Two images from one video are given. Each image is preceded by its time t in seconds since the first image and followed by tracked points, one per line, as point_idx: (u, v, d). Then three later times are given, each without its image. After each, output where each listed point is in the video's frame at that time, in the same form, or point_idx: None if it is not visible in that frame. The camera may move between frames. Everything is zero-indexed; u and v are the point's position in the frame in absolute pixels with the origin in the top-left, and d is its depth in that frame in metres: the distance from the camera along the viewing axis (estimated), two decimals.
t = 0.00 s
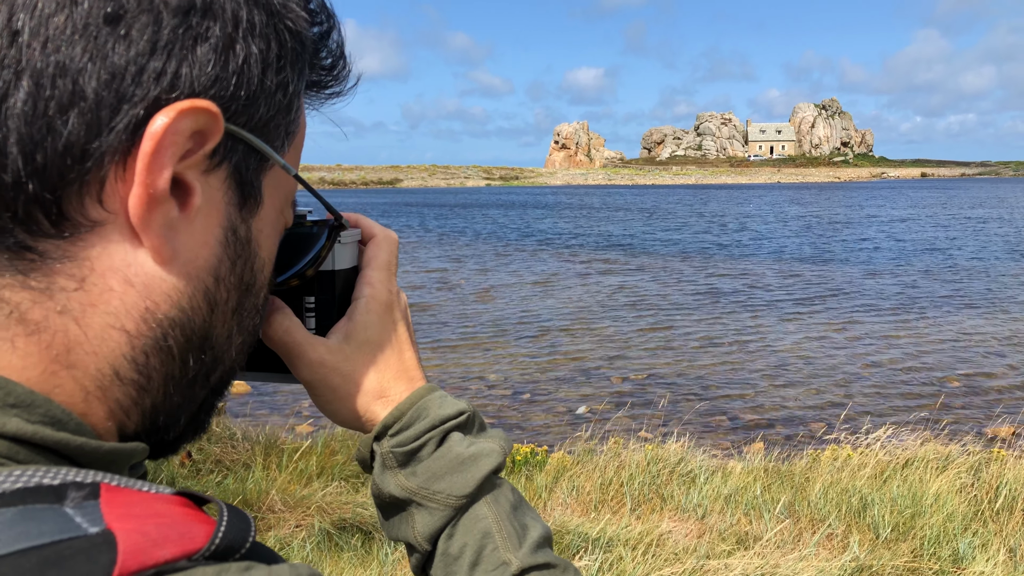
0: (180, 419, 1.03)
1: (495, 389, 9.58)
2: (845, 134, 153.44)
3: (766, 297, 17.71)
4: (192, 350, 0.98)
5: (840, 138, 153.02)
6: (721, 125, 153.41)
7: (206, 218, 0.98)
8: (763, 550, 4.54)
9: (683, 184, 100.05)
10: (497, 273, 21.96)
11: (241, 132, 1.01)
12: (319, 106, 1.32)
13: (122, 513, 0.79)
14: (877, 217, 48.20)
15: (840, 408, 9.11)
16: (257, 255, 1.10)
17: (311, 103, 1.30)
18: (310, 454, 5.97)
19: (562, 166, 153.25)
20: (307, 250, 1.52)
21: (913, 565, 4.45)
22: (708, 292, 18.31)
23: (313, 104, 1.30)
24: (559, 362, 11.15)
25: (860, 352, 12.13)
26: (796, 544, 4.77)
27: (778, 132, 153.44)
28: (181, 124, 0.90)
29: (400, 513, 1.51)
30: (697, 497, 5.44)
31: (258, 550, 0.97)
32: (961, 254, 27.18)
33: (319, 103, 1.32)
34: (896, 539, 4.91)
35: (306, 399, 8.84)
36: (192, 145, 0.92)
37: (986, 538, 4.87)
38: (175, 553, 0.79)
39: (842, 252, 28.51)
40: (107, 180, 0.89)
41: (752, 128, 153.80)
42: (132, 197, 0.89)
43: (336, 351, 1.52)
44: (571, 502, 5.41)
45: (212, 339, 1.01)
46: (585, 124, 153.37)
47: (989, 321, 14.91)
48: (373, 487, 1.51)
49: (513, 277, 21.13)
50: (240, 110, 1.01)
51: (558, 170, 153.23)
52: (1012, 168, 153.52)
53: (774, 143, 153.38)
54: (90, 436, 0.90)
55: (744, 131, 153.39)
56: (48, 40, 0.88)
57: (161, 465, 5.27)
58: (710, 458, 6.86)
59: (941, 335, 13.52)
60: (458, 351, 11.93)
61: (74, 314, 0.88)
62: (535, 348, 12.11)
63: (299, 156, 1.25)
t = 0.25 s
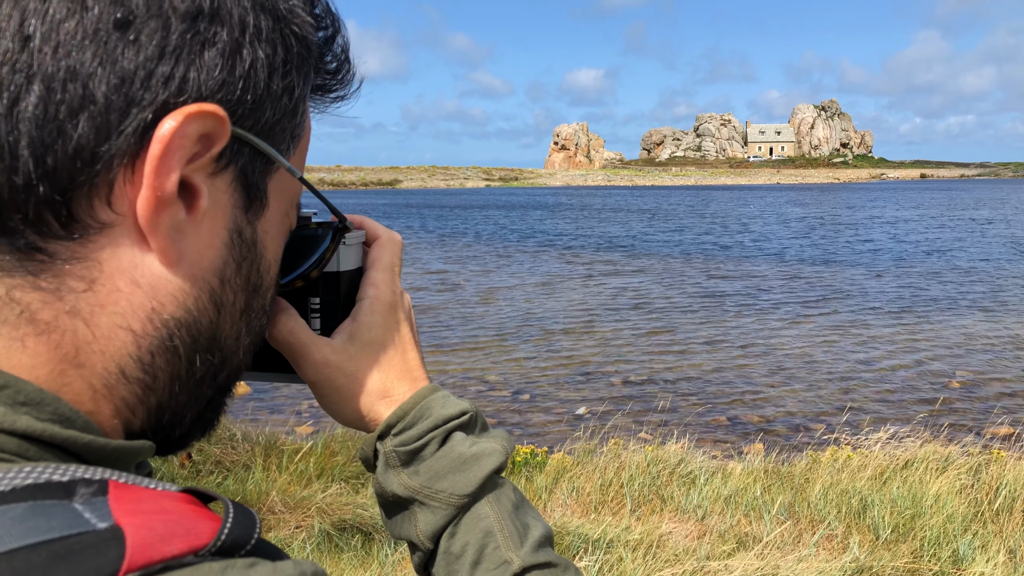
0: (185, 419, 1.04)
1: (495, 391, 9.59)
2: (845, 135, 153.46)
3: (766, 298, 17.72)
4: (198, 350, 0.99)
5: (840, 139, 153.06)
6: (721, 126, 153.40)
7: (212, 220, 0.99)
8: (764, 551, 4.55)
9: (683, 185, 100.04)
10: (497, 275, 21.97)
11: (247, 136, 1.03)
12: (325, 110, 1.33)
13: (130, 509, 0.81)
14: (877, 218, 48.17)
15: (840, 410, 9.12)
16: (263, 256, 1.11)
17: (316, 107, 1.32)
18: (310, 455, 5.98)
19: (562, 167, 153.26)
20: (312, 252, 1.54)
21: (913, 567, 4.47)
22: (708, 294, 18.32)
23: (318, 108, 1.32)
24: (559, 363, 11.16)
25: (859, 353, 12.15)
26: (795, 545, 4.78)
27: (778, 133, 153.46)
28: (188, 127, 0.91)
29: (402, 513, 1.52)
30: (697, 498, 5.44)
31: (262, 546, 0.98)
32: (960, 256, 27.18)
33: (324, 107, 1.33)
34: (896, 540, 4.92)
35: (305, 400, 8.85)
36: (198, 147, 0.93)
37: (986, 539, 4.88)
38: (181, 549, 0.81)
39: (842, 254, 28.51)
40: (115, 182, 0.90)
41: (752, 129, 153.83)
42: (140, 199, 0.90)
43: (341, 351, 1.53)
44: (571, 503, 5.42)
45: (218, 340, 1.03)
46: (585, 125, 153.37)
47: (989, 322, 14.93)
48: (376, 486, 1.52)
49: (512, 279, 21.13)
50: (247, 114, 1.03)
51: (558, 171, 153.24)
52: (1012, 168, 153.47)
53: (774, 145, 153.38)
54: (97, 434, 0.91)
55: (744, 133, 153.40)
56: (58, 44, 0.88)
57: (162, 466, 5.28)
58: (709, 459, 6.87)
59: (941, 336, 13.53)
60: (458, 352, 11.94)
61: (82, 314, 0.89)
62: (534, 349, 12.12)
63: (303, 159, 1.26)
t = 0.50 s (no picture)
0: (186, 417, 1.05)
1: (495, 392, 9.59)
2: (845, 137, 153.49)
3: (766, 299, 17.74)
4: (199, 350, 1.00)
5: (840, 140, 153.09)
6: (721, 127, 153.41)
7: (213, 222, 1.00)
8: (763, 552, 4.56)
9: (683, 186, 100.03)
10: (497, 276, 21.97)
11: (248, 139, 1.04)
12: (325, 113, 1.34)
13: (132, 506, 0.82)
14: (877, 219, 48.14)
15: (840, 411, 9.13)
16: (264, 258, 1.13)
17: (317, 110, 1.33)
18: (310, 457, 5.99)
19: (562, 168, 153.29)
20: (312, 253, 1.55)
21: (913, 568, 4.48)
22: (708, 295, 18.33)
23: (319, 111, 1.33)
24: (558, 364, 11.16)
25: (858, 354, 12.16)
26: (794, 546, 4.78)
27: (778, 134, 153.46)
28: (190, 130, 0.92)
29: (401, 511, 1.53)
30: (697, 499, 5.45)
31: (261, 544, 0.99)
32: (960, 257, 27.18)
33: (325, 111, 1.34)
34: (895, 541, 4.93)
35: (305, 402, 8.85)
36: (200, 150, 0.95)
37: (986, 541, 4.90)
38: (182, 545, 0.82)
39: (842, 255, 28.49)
40: (118, 184, 0.92)
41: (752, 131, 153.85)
42: (143, 200, 0.91)
43: (341, 351, 1.55)
44: (571, 504, 5.43)
45: (219, 340, 1.04)
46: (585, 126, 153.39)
47: (988, 323, 14.93)
48: (376, 485, 1.54)
49: (513, 280, 21.15)
50: (248, 117, 1.04)
51: (558, 172, 153.26)
52: (1012, 170, 153.43)
53: (773, 146, 153.38)
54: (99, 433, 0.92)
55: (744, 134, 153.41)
56: (63, 47, 0.90)
57: (162, 466, 5.29)
58: (709, 460, 6.88)
59: (941, 338, 13.54)
60: (458, 353, 11.95)
61: (84, 314, 0.90)
62: (534, 350, 12.13)
63: (304, 163, 1.27)
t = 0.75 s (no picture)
0: (182, 416, 1.05)
1: (495, 393, 9.60)
2: (845, 138, 153.50)
3: (765, 300, 17.74)
4: (195, 349, 1.00)
5: (839, 141, 153.10)
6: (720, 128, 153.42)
7: (209, 221, 1.01)
8: (762, 553, 4.57)
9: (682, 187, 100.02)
10: (497, 277, 21.97)
11: (244, 138, 1.04)
12: (321, 114, 1.35)
13: (127, 505, 0.82)
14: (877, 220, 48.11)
15: (839, 411, 9.13)
16: (260, 257, 1.13)
17: (313, 111, 1.33)
18: (309, 458, 5.99)
19: (562, 169, 153.30)
20: (309, 254, 1.55)
21: (912, 568, 4.49)
22: (708, 296, 18.32)
23: (314, 112, 1.33)
24: (558, 365, 11.17)
25: (858, 355, 12.16)
26: (792, 547, 4.78)
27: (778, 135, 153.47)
28: (185, 129, 0.92)
29: (398, 510, 1.54)
30: (696, 500, 5.45)
31: (256, 543, 0.99)
32: (960, 258, 27.17)
33: (320, 111, 1.35)
34: (894, 542, 4.93)
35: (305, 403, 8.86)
36: (196, 149, 0.95)
37: (986, 541, 4.91)
38: (177, 544, 0.82)
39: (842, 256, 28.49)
40: (113, 183, 0.92)
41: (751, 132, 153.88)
42: (138, 199, 0.92)
43: (338, 350, 1.55)
44: (570, 505, 5.43)
45: (215, 339, 1.04)
46: (585, 128, 153.39)
47: (988, 324, 14.93)
48: (372, 484, 1.54)
49: (512, 281, 21.15)
50: (244, 118, 1.05)
51: (558, 173, 153.24)
52: (1011, 171, 153.39)
53: (773, 147, 153.37)
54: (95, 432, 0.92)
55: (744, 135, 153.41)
56: (59, 48, 0.90)
57: (162, 467, 5.29)
58: (709, 461, 6.88)
59: (940, 338, 13.55)
60: (457, 354, 11.95)
61: (81, 313, 0.91)
62: (534, 351, 12.14)
63: (300, 163, 1.28)
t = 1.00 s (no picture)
0: (178, 416, 1.06)
1: (494, 394, 9.60)
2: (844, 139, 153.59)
3: (764, 301, 17.74)
4: (190, 349, 1.01)
5: (839, 142, 153.16)
6: (720, 130, 153.45)
7: (203, 222, 1.01)
8: (760, 552, 4.58)
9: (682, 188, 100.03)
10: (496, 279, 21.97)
11: (239, 139, 1.05)
12: (315, 115, 1.35)
13: (122, 504, 0.82)
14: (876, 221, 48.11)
15: (838, 412, 9.14)
16: (254, 258, 1.13)
17: (308, 112, 1.34)
18: (308, 458, 6.00)
19: (561, 170, 153.32)
20: (304, 255, 1.56)
21: (911, 568, 4.49)
22: (707, 297, 18.33)
23: (309, 113, 1.34)
24: (557, 367, 11.17)
25: (856, 356, 12.16)
26: (791, 547, 4.78)
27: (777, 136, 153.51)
28: (180, 131, 0.93)
29: (393, 510, 1.54)
30: (695, 501, 5.45)
31: (250, 543, 1.00)
32: (960, 259, 27.17)
33: (315, 113, 1.35)
34: (892, 543, 4.94)
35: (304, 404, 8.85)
36: (191, 150, 0.96)
37: (984, 541, 4.92)
38: (171, 543, 0.83)
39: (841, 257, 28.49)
40: (108, 184, 0.92)
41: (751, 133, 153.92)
42: (133, 200, 0.92)
43: (332, 351, 1.55)
44: (569, 506, 5.44)
45: (210, 340, 1.05)
46: (584, 129, 153.41)
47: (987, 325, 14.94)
48: (367, 484, 1.55)
49: (512, 283, 21.15)
50: (239, 119, 1.05)
51: (557, 174, 153.24)
52: (1011, 172, 153.40)
53: (772, 148, 153.41)
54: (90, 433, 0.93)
55: (743, 136, 153.45)
56: (55, 49, 0.91)
57: (161, 468, 5.30)
58: (708, 462, 6.88)
59: (939, 339, 13.56)
60: (457, 356, 11.96)
61: (76, 313, 0.91)
62: (533, 352, 12.14)
63: (295, 164, 1.28)
